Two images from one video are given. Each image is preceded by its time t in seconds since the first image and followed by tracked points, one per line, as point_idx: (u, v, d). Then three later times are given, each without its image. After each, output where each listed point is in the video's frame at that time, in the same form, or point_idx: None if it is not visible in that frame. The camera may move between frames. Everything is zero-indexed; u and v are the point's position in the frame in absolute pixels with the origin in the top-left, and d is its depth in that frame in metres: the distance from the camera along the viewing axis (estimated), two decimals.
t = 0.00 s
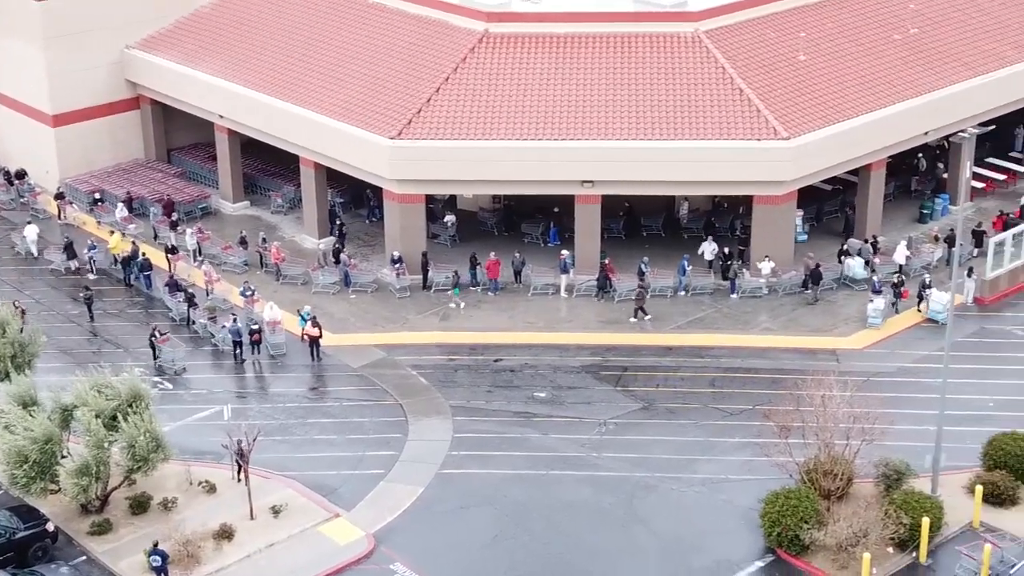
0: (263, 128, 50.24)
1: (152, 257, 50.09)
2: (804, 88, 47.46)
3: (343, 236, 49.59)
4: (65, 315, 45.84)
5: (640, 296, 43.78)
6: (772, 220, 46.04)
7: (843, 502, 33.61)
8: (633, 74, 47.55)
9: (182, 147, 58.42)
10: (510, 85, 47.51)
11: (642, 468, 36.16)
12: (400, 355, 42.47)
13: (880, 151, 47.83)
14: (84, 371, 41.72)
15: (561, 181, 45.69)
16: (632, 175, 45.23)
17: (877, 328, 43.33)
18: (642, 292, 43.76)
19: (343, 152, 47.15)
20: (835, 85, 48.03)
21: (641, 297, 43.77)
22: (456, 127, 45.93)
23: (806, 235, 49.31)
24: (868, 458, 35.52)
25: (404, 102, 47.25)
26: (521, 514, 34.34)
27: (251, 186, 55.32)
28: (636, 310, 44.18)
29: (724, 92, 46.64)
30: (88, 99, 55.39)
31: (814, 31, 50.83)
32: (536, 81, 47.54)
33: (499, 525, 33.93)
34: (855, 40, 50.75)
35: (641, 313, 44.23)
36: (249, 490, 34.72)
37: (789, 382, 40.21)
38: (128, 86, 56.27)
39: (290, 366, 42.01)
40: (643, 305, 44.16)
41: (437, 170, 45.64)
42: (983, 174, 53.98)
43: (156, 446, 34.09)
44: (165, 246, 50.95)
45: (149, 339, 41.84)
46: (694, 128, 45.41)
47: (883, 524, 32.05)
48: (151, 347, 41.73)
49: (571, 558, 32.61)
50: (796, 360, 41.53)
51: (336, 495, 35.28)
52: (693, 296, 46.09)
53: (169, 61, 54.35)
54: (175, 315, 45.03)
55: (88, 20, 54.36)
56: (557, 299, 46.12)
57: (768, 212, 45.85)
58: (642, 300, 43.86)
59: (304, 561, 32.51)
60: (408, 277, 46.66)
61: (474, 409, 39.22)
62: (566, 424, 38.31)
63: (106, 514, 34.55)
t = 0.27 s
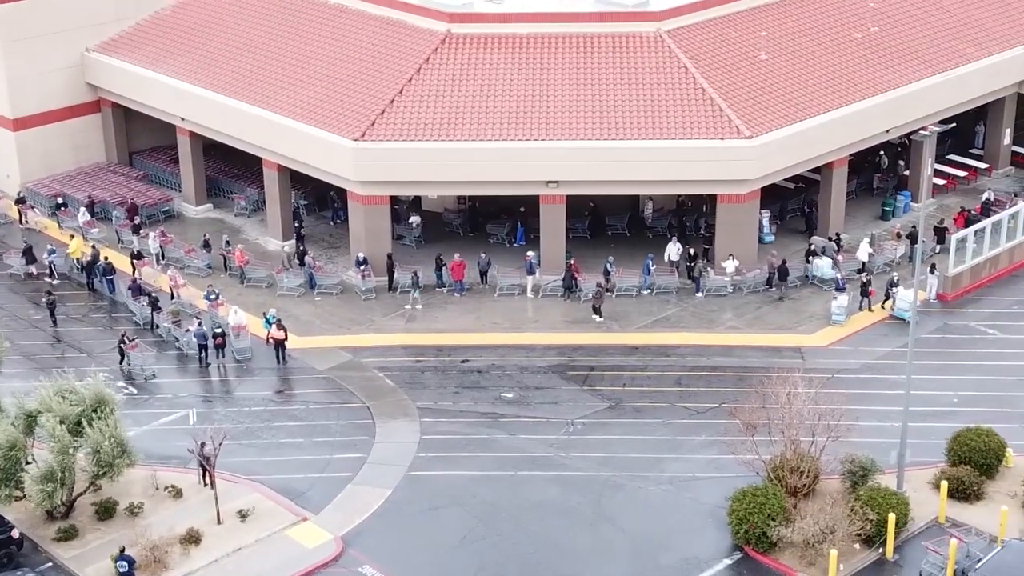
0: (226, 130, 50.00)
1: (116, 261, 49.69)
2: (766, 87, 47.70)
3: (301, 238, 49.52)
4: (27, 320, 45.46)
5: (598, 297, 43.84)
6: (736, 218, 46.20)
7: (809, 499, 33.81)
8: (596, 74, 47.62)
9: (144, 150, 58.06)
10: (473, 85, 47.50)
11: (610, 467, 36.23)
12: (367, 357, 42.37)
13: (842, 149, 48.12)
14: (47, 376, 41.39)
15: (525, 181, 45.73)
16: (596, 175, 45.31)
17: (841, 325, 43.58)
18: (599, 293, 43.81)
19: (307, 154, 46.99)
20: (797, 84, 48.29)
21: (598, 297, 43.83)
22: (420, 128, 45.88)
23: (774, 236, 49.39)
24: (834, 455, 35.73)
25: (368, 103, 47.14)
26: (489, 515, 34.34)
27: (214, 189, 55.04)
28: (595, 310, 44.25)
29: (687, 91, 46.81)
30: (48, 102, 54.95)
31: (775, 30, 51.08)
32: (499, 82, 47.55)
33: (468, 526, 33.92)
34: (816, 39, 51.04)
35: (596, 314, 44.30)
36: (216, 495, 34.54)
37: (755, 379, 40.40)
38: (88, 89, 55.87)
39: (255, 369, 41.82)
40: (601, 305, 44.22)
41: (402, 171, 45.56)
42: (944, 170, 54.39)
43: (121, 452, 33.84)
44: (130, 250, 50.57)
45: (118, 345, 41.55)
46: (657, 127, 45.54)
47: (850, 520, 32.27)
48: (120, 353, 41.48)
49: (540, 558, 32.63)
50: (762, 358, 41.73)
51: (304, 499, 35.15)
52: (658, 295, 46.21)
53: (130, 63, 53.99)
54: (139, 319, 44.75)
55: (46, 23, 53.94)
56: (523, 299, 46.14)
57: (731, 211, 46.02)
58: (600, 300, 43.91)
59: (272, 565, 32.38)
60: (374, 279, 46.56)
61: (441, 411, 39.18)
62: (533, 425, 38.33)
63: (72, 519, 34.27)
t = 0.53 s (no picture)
0: (224, 127, 49.93)
1: (116, 259, 49.57)
2: (764, 84, 47.68)
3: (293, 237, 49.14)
4: (25, 318, 45.43)
5: (589, 295, 43.86)
6: (734, 216, 46.21)
7: (808, 496, 33.82)
8: (594, 71, 47.59)
9: (141, 147, 57.99)
10: (471, 82, 47.47)
11: (608, 464, 36.22)
12: (365, 354, 42.35)
13: (840, 146, 48.11)
14: (45, 373, 41.37)
15: (524, 178, 45.71)
16: (595, 172, 45.30)
17: (840, 322, 43.56)
18: (590, 290, 43.82)
19: (304, 151, 46.94)
20: (795, 81, 48.27)
21: (589, 295, 43.87)
22: (418, 125, 45.84)
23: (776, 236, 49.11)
24: (833, 452, 35.72)
25: (366, 100, 47.09)
26: (488, 512, 34.33)
27: (212, 186, 54.99)
28: (586, 307, 44.31)
29: (685, 88, 46.79)
30: (45, 100, 54.90)
31: (773, 27, 51.05)
32: (497, 79, 47.51)
33: (466, 524, 33.91)
34: (814, 36, 51.02)
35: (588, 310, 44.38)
36: (214, 492, 34.51)
37: (753, 376, 40.40)
38: (85, 86, 55.81)
39: (253, 366, 41.79)
40: (593, 302, 44.25)
41: (400, 168, 45.52)
42: (942, 167, 54.37)
43: (119, 449, 33.82)
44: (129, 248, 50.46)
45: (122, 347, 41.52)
46: (656, 124, 45.52)
47: (849, 517, 32.26)
48: (125, 353, 41.46)
49: (538, 555, 32.63)
50: (760, 355, 41.73)
51: (302, 496, 35.14)
52: (656, 292, 46.20)
53: (127, 60, 53.93)
54: (136, 316, 44.73)
55: (44, 20, 53.90)
56: (521, 297, 46.12)
57: (729, 208, 46.02)
58: (591, 298, 43.92)
59: (270, 563, 32.36)
60: (372, 277, 46.60)
61: (440, 408, 39.17)
62: (532, 422, 38.31)
63: (70, 517, 34.24)
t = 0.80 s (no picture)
0: (223, 125, 49.74)
1: (116, 258, 49.33)
2: (765, 82, 47.49)
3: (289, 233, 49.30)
4: (24, 317, 45.26)
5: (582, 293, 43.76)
6: (735, 215, 46.00)
7: (810, 497, 33.69)
8: (594, 70, 47.38)
9: (140, 146, 57.78)
10: (471, 81, 47.26)
11: (609, 465, 36.06)
12: (365, 354, 42.17)
13: (842, 145, 47.92)
14: (44, 373, 41.21)
15: (524, 177, 45.53)
16: (595, 171, 45.12)
17: (841, 321, 43.41)
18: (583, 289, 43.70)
19: (304, 149, 46.75)
20: (797, 79, 48.06)
21: (582, 294, 43.78)
22: (418, 124, 45.64)
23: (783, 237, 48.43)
24: (835, 453, 35.55)
25: (365, 98, 46.90)
26: (488, 514, 34.17)
27: (211, 185, 54.81)
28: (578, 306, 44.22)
29: (686, 87, 46.60)
30: (44, 98, 54.72)
31: (775, 25, 50.84)
32: (498, 78, 47.32)
33: (466, 525, 33.75)
34: (816, 34, 50.82)
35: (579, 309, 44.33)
36: (213, 493, 34.35)
37: (754, 376, 40.24)
38: (84, 84, 55.61)
39: (252, 366, 41.62)
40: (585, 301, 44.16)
41: (401, 167, 45.34)
42: (944, 166, 54.16)
43: (118, 450, 33.66)
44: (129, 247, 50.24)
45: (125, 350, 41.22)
46: (657, 122, 45.33)
47: (851, 519, 32.10)
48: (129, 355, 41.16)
49: (539, 556, 32.47)
50: (761, 355, 41.57)
51: (301, 497, 34.98)
52: (657, 292, 46.02)
53: (126, 58, 53.74)
54: (136, 315, 44.57)
55: (43, 18, 53.71)
56: (522, 296, 45.94)
57: (731, 207, 45.82)
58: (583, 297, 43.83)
59: (269, 564, 32.20)
60: (372, 275, 46.41)
61: (440, 408, 39.00)
62: (532, 422, 38.14)
63: (69, 518, 34.07)
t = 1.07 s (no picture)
0: (221, 128, 49.38)
1: (114, 263, 49.05)
2: (768, 86, 47.12)
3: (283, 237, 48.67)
4: (21, 322, 44.91)
5: (576, 299, 43.36)
6: (738, 219, 45.61)
7: (813, 506, 33.36)
8: (596, 73, 47.01)
9: (138, 148, 57.41)
10: (471, 84, 46.89)
11: (610, 473, 35.71)
12: (364, 360, 41.81)
13: (845, 148, 47.56)
14: (40, 379, 40.86)
15: (525, 181, 45.17)
16: (597, 175, 44.76)
17: (845, 327, 43.06)
18: (577, 294, 43.27)
19: (303, 153, 46.39)
20: (800, 82, 47.69)
21: (576, 299, 43.36)
22: (418, 127, 45.28)
23: (789, 243, 48.20)
24: (839, 461, 35.20)
25: (365, 102, 46.53)
26: (488, 522, 33.83)
27: (210, 188, 54.44)
28: (573, 312, 43.79)
29: (688, 90, 46.23)
30: (42, 100, 54.36)
31: (778, 27, 50.45)
32: (498, 81, 46.95)
33: (466, 534, 33.41)
34: (819, 37, 50.44)
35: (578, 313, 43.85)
36: (211, 502, 34.01)
37: (757, 383, 39.90)
38: (82, 86, 55.26)
39: (250, 372, 41.27)
40: (580, 306, 43.75)
41: (401, 171, 44.98)
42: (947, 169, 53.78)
43: (114, 459, 33.32)
44: (127, 251, 49.89)
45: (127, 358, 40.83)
46: (658, 126, 44.97)
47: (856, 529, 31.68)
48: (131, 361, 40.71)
49: (540, 566, 32.13)
50: (764, 361, 41.23)
51: (300, 506, 34.63)
52: (658, 296, 45.67)
53: (125, 61, 53.38)
54: (133, 320, 44.25)
55: (40, 20, 53.35)
56: (522, 301, 45.58)
57: (733, 211, 45.44)
58: (577, 302, 43.42)
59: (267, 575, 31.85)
60: (372, 279, 46.05)
61: (440, 415, 38.65)
62: (533, 429, 37.79)
63: (65, 527, 33.71)
